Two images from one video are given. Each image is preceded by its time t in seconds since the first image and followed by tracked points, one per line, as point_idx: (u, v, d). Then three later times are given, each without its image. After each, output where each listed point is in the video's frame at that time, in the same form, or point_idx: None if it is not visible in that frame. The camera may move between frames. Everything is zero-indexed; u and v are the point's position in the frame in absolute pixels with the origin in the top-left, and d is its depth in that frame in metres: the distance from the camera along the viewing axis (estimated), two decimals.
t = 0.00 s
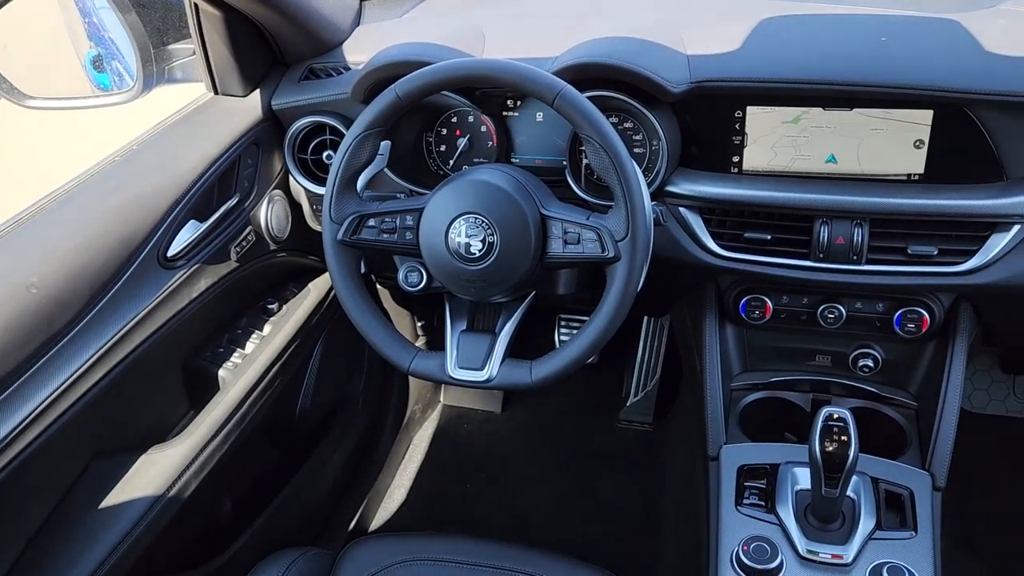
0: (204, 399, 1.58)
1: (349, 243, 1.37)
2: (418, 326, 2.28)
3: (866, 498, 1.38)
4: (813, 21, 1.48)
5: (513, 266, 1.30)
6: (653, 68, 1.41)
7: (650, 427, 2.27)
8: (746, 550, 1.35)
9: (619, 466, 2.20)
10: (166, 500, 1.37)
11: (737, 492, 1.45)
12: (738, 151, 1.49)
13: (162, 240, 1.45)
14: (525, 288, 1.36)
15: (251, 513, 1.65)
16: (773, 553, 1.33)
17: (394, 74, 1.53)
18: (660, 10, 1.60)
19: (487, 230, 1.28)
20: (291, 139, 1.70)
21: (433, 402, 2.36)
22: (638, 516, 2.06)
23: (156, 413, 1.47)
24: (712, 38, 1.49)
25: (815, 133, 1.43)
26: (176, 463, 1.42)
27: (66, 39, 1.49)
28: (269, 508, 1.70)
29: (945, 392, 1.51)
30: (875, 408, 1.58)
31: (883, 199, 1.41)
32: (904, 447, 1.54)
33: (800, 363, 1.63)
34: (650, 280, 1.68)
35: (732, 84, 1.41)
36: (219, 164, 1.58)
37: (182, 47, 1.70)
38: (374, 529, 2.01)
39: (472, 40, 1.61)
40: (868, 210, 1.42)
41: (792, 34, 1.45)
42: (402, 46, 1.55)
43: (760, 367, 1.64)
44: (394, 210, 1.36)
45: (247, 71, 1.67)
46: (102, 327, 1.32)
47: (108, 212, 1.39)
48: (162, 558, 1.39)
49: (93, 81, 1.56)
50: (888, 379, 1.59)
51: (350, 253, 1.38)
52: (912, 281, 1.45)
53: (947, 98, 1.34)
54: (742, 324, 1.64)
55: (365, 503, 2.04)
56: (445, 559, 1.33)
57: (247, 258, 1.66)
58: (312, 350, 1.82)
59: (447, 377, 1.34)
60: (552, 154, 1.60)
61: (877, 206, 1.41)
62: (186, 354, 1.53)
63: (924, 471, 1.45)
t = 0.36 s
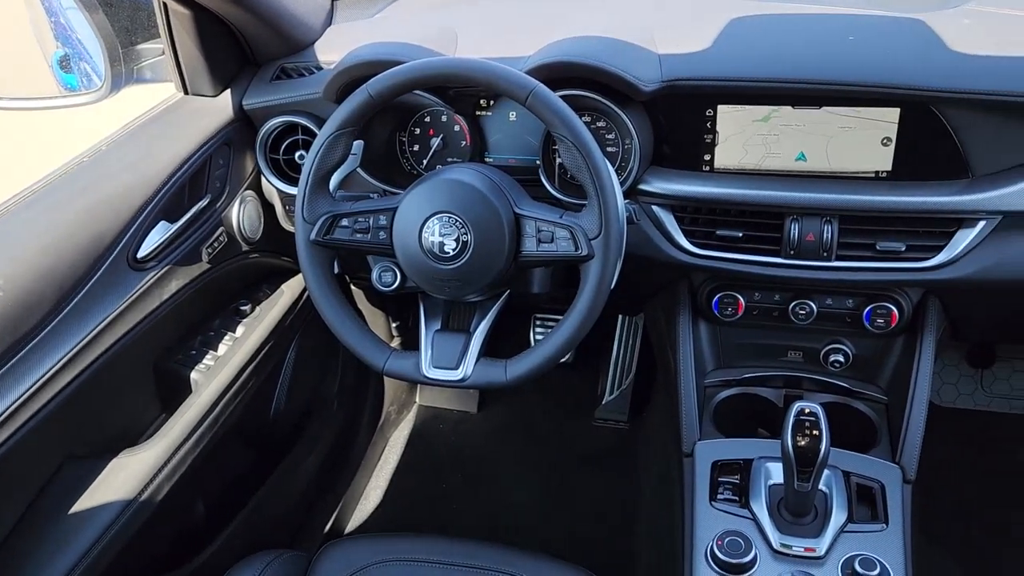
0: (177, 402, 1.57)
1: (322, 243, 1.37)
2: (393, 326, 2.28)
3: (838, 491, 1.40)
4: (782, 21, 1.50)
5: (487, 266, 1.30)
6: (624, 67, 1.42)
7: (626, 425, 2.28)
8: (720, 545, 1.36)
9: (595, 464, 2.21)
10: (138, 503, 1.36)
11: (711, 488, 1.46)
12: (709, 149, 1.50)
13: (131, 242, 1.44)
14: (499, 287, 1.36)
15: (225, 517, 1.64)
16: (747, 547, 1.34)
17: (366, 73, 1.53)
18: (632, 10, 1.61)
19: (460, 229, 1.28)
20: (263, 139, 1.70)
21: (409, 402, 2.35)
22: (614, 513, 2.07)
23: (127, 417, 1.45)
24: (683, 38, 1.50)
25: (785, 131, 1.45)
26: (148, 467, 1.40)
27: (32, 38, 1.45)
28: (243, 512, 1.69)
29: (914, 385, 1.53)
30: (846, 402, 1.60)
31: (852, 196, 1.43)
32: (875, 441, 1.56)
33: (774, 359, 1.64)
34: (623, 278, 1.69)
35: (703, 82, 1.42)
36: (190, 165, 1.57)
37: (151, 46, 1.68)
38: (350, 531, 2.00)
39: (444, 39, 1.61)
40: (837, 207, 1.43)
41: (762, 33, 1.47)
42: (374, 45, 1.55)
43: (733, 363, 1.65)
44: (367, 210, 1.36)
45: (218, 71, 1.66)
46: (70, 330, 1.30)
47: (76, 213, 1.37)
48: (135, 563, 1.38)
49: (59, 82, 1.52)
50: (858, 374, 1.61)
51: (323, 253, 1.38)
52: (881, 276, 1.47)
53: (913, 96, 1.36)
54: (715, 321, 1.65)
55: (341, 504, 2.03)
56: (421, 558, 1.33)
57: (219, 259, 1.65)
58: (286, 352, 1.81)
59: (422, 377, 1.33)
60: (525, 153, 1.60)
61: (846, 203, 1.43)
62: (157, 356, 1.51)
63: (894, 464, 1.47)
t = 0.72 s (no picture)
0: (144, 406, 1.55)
1: (291, 244, 1.36)
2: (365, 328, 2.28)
3: (806, 484, 1.42)
4: (747, 20, 1.51)
5: (458, 264, 1.30)
6: (593, 66, 1.42)
7: (598, 423, 2.29)
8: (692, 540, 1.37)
9: (567, 462, 2.21)
10: (106, 509, 1.35)
11: (683, 483, 1.47)
12: (678, 148, 1.52)
13: (96, 244, 1.42)
14: (470, 285, 1.36)
15: (195, 522, 1.62)
16: (719, 540, 1.35)
17: (334, 73, 1.52)
18: (600, 9, 1.62)
19: (430, 228, 1.28)
20: (231, 139, 1.69)
21: (381, 404, 2.35)
22: (586, 511, 2.08)
23: (94, 421, 1.44)
24: (651, 37, 1.51)
25: (752, 129, 1.46)
26: (114, 473, 1.39)
27: None
28: (214, 516, 1.67)
29: (880, 378, 1.55)
30: (815, 397, 1.62)
31: (817, 193, 1.45)
32: (842, 435, 1.58)
33: (744, 355, 1.66)
34: (594, 277, 1.70)
35: (670, 82, 1.43)
36: (156, 166, 1.55)
37: (115, 46, 1.65)
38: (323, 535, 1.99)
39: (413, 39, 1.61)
40: (803, 204, 1.45)
41: (728, 32, 1.48)
42: (342, 44, 1.54)
43: (703, 359, 1.67)
44: (337, 210, 1.35)
45: (184, 71, 1.64)
46: (35, 334, 1.29)
47: (40, 214, 1.35)
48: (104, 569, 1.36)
49: (21, 82, 1.52)
50: (826, 369, 1.64)
51: (292, 253, 1.37)
52: (847, 272, 1.49)
53: (875, 94, 1.38)
54: (684, 318, 1.66)
55: (313, 507, 2.02)
56: (394, 559, 1.32)
57: (187, 260, 1.63)
58: (255, 356, 1.80)
59: (394, 377, 1.33)
60: (495, 152, 1.61)
61: (812, 200, 1.45)
62: (125, 360, 1.50)
63: (861, 457, 1.50)
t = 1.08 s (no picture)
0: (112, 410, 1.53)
1: (259, 244, 1.35)
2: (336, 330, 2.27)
3: (775, 477, 1.44)
4: (712, 20, 1.53)
5: (428, 264, 1.30)
6: (560, 65, 1.43)
7: (571, 422, 2.30)
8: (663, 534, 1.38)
9: (540, 461, 2.22)
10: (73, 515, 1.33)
11: (654, 478, 1.48)
12: (646, 146, 1.53)
13: (60, 247, 1.40)
14: (441, 284, 1.36)
15: (165, 527, 1.60)
16: (690, 534, 1.36)
17: (301, 73, 1.51)
18: (567, 9, 1.62)
19: (400, 228, 1.28)
20: (197, 139, 1.67)
21: (353, 406, 2.34)
22: (559, 509, 2.09)
23: (61, 426, 1.42)
24: (618, 36, 1.52)
25: (718, 127, 1.48)
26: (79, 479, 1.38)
27: None
28: (184, 520, 1.65)
29: (846, 370, 1.58)
30: (785, 391, 1.64)
31: (782, 190, 1.47)
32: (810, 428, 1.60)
33: (710, 351, 1.68)
34: (565, 275, 1.71)
35: (638, 80, 1.44)
36: (121, 167, 1.53)
37: (78, 45, 1.63)
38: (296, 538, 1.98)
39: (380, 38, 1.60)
40: (769, 201, 1.47)
41: (693, 32, 1.50)
42: (309, 44, 1.54)
43: (673, 356, 1.69)
44: (305, 210, 1.34)
45: (149, 71, 1.62)
46: None
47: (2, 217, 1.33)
48: None
49: None
50: (794, 364, 1.66)
51: (261, 254, 1.36)
52: (812, 268, 1.51)
53: (838, 92, 1.40)
54: (654, 315, 1.68)
55: (286, 510, 2.01)
56: (366, 559, 1.32)
57: (154, 263, 1.61)
58: (224, 358, 1.79)
59: (365, 377, 1.33)
60: (465, 152, 1.61)
61: (777, 197, 1.47)
62: (92, 364, 1.48)
63: (829, 449, 1.52)
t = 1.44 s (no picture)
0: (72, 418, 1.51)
1: (221, 246, 1.33)
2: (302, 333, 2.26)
3: (741, 470, 1.45)
4: (673, 20, 1.54)
5: (393, 264, 1.29)
6: (524, 64, 1.43)
7: (539, 421, 2.29)
8: (631, 530, 1.39)
9: (509, 461, 2.21)
10: (31, 525, 1.31)
11: (622, 475, 1.49)
12: (609, 144, 1.53)
13: (16, 251, 1.37)
14: (407, 284, 1.35)
15: (128, 535, 1.58)
16: (657, 530, 1.37)
17: (262, 73, 1.50)
18: (530, 9, 1.63)
19: (364, 228, 1.27)
20: (156, 141, 1.64)
21: (320, 410, 2.32)
22: (528, 509, 2.09)
23: (19, 434, 1.40)
24: (580, 36, 1.52)
25: (681, 125, 1.49)
26: (39, 487, 1.35)
27: None
28: (148, 528, 1.63)
29: (809, 364, 1.60)
30: (749, 386, 1.65)
31: (744, 187, 1.48)
32: (774, 423, 1.62)
33: (676, 348, 1.69)
34: (530, 274, 1.71)
35: (600, 79, 1.45)
36: (79, 170, 1.51)
37: (31, 47, 1.61)
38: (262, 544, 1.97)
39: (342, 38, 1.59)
40: (731, 198, 1.49)
41: (655, 31, 1.51)
42: (270, 44, 1.52)
43: (640, 353, 1.70)
44: (267, 211, 1.33)
45: (106, 73, 1.60)
46: None
47: None
48: None
49: None
50: (758, 359, 1.67)
51: (223, 257, 1.34)
52: (774, 264, 1.53)
53: (797, 90, 1.42)
54: (620, 313, 1.69)
55: (252, 516, 1.99)
56: (334, 562, 1.31)
57: (113, 267, 1.59)
58: (188, 363, 1.77)
59: (331, 379, 1.32)
60: (429, 152, 1.60)
61: (739, 194, 1.48)
62: (50, 370, 1.46)
63: (793, 443, 1.53)
